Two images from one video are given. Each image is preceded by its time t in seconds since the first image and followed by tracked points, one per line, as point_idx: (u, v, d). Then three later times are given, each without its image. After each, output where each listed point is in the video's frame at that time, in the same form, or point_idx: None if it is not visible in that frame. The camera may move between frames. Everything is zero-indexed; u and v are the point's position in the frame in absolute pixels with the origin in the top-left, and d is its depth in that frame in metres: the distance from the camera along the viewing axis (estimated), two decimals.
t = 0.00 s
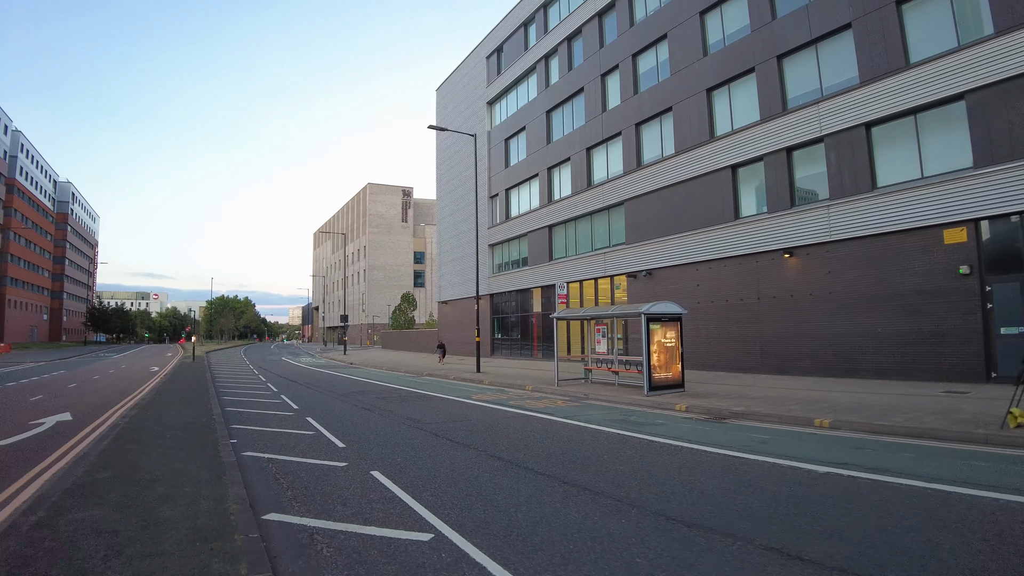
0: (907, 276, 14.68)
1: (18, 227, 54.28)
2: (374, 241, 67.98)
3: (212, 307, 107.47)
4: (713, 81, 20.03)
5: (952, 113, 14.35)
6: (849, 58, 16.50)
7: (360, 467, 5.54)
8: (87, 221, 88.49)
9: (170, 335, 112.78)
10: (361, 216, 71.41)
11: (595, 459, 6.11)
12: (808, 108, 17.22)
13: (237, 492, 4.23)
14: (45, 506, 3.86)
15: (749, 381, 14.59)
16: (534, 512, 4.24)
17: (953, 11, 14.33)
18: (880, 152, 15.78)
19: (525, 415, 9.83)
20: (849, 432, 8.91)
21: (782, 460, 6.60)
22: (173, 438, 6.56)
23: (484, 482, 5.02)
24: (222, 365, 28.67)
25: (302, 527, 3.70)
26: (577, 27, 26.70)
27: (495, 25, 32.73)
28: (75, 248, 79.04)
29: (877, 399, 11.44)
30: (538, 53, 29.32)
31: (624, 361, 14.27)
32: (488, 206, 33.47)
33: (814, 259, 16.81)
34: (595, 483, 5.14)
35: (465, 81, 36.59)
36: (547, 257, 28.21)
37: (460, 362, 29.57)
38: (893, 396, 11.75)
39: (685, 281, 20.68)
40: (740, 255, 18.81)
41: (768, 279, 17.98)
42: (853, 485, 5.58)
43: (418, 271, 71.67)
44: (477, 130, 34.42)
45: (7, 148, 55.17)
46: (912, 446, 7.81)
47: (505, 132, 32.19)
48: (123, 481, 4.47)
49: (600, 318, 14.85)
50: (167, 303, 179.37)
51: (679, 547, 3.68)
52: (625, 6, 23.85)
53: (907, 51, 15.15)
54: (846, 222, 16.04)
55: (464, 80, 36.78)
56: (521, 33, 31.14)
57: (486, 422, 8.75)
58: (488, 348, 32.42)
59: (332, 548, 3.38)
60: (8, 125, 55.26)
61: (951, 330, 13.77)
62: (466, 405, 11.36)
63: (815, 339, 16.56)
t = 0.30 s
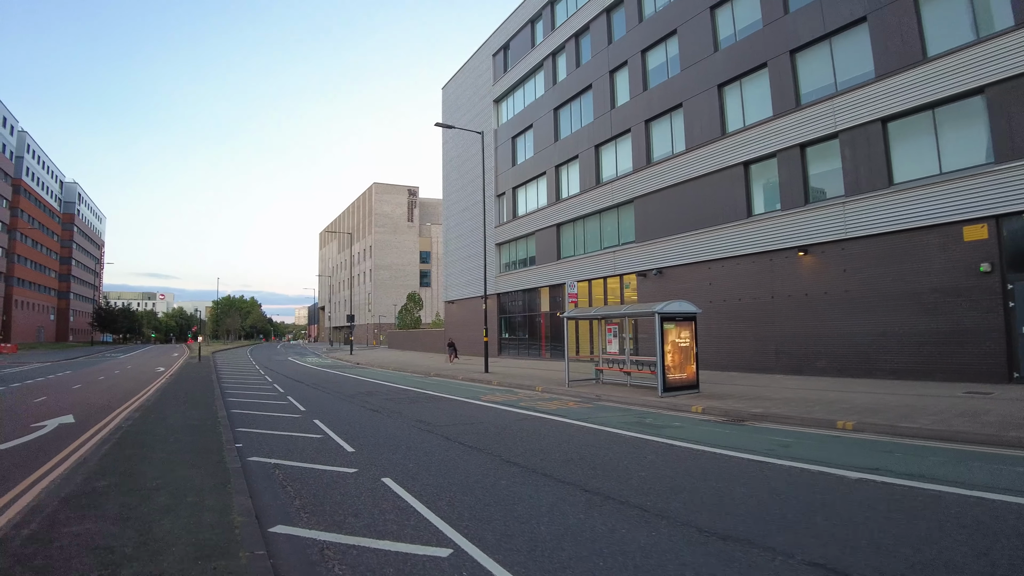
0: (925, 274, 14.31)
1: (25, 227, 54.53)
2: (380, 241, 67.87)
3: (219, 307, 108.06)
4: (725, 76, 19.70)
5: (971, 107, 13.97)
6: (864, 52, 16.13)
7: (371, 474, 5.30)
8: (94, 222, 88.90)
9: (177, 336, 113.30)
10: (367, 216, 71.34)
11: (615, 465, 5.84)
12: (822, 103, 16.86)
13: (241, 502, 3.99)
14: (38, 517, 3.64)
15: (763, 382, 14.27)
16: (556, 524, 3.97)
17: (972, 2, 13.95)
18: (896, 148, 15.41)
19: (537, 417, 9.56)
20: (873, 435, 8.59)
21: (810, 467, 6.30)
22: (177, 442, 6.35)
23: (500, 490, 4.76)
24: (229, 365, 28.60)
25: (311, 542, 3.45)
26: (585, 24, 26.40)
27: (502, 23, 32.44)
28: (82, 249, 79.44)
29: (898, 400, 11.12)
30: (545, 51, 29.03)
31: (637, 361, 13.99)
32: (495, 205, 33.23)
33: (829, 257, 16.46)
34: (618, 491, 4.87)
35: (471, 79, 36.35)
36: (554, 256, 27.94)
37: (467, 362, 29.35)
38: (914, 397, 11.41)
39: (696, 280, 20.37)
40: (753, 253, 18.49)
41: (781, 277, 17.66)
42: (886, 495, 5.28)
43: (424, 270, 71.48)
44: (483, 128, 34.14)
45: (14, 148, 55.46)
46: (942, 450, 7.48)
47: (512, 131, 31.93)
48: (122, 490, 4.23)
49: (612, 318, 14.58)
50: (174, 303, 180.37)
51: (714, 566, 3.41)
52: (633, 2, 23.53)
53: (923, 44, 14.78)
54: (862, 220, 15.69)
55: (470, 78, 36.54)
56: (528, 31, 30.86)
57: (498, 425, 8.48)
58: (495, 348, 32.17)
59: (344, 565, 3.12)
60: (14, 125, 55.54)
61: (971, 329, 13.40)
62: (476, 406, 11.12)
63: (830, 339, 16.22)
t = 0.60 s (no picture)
0: (952, 271, 13.86)
1: (39, 227, 55.18)
2: (390, 241, 67.93)
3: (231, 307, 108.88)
4: (741, 71, 19.31)
5: (1000, 99, 13.50)
6: (886, 44, 15.68)
7: (387, 476, 5.08)
8: (108, 222, 89.95)
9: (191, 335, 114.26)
10: (378, 216, 71.46)
11: (642, 468, 5.58)
12: (843, 97, 16.43)
13: (255, 507, 3.79)
14: (44, 523, 3.47)
15: (784, 382, 13.90)
16: (587, 533, 3.71)
17: None
18: (921, 141, 14.95)
19: (555, 418, 9.30)
20: (906, 437, 8.23)
21: (845, 470, 5.98)
22: (189, 443, 6.19)
23: (524, 496, 4.52)
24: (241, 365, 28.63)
25: (330, 551, 3.23)
26: (598, 20, 26.08)
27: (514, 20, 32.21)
28: (96, 249, 80.35)
29: (927, 400, 10.72)
30: (558, 47, 28.75)
31: (654, 361, 13.69)
32: (507, 204, 33.01)
33: (850, 255, 16.03)
34: (648, 497, 4.61)
35: (483, 77, 36.16)
36: (567, 254, 27.65)
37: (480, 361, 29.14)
38: (942, 398, 11.00)
39: (713, 279, 20.01)
40: (771, 251, 18.10)
41: (800, 275, 17.26)
42: (929, 499, 4.96)
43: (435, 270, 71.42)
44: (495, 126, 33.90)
45: (28, 149, 56.19)
46: (981, 452, 7.12)
47: (524, 129, 31.69)
48: (131, 494, 4.06)
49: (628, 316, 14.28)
50: (188, 303, 182.17)
51: None
52: None
53: (948, 34, 14.33)
54: (884, 216, 15.25)
55: (481, 76, 36.35)
56: (540, 28, 30.59)
57: (515, 426, 8.23)
58: (508, 347, 31.92)
59: None
60: (29, 126, 56.28)
61: (1000, 327, 12.93)
62: (491, 406, 10.89)
63: (852, 338, 15.79)
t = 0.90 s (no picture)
0: (968, 272, 13.57)
1: (41, 227, 55.08)
2: (394, 241, 67.77)
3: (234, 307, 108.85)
4: (751, 69, 19.06)
5: (1018, 96, 13.21)
6: (900, 41, 15.39)
7: (400, 485, 4.85)
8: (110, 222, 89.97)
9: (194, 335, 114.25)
10: (381, 216, 71.34)
11: (664, 477, 5.33)
12: (855, 95, 16.15)
13: (261, 522, 3.55)
14: (37, 538, 3.25)
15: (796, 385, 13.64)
16: (616, 550, 3.47)
17: None
18: (936, 140, 14.65)
19: (566, 422, 9.05)
20: (930, 441, 7.97)
21: (876, 478, 5.73)
22: (192, 449, 5.97)
23: (544, 507, 4.28)
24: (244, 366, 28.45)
25: (343, 571, 2.99)
26: (604, 18, 25.84)
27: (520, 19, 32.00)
28: (99, 249, 80.33)
29: (946, 403, 10.45)
30: (564, 46, 28.53)
31: (665, 363, 13.43)
32: (512, 204, 32.81)
33: (863, 255, 15.76)
34: (675, 508, 4.36)
35: (488, 76, 35.95)
36: (573, 255, 27.43)
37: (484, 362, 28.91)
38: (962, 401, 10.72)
39: (722, 279, 19.76)
40: (782, 251, 17.83)
41: (812, 276, 16.99)
42: (968, 510, 4.70)
43: (438, 270, 71.23)
44: (500, 126, 33.68)
45: (31, 149, 56.15)
46: (1011, 459, 6.86)
47: (529, 128, 31.49)
48: (130, 505, 3.84)
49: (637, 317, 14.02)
50: (191, 304, 182.35)
51: None
52: None
53: (964, 31, 14.06)
54: (898, 216, 14.97)
55: (486, 75, 36.14)
56: (546, 26, 30.35)
57: (527, 431, 7.99)
58: (513, 348, 31.68)
59: None
60: (32, 127, 56.21)
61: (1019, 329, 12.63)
62: (499, 409, 10.65)
63: (865, 339, 15.51)
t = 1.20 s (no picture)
0: (981, 269, 13.32)
1: (41, 227, 54.90)
2: (394, 240, 67.54)
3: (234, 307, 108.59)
4: (758, 65, 18.80)
5: None
6: (911, 35, 15.12)
7: (408, 491, 4.61)
8: (110, 222, 89.79)
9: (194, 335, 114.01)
10: (382, 215, 71.11)
11: (683, 481, 5.09)
12: (865, 90, 15.89)
13: (261, 531, 3.32)
14: (21, 550, 3.02)
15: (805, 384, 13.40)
16: (643, 560, 3.23)
17: None
18: (947, 135, 14.39)
19: (574, 423, 8.79)
20: (950, 442, 7.74)
21: (904, 481, 5.49)
22: (190, 452, 5.73)
23: (562, 514, 4.03)
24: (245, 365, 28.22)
25: None
26: (608, 14, 25.59)
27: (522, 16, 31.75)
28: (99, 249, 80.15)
29: (961, 403, 10.21)
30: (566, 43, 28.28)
31: (672, 361, 13.19)
32: (513, 202, 32.56)
33: (873, 253, 15.51)
34: (700, 515, 4.12)
35: (489, 74, 35.70)
36: (576, 253, 27.19)
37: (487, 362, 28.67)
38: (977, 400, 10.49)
39: (728, 277, 19.51)
40: (790, 249, 17.59)
41: (820, 274, 16.75)
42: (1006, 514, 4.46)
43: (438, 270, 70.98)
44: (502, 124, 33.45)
45: (30, 148, 56.01)
46: None
47: (531, 126, 31.25)
48: (124, 513, 3.61)
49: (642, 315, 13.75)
50: (190, 304, 182.11)
51: None
52: None
53: (976, 24, 13.81)
54: (909, 212, 14.71)
55: (488, 73, 35.89)
56: (548, 23, 30.10)
57: (536, 432, 7.75)
58: (515, 347, 31.43)
59: None
60: (31, 126, 56.07)
61: None
62: (505, 409, 10.39)
63: (875, 337, 15.26)
